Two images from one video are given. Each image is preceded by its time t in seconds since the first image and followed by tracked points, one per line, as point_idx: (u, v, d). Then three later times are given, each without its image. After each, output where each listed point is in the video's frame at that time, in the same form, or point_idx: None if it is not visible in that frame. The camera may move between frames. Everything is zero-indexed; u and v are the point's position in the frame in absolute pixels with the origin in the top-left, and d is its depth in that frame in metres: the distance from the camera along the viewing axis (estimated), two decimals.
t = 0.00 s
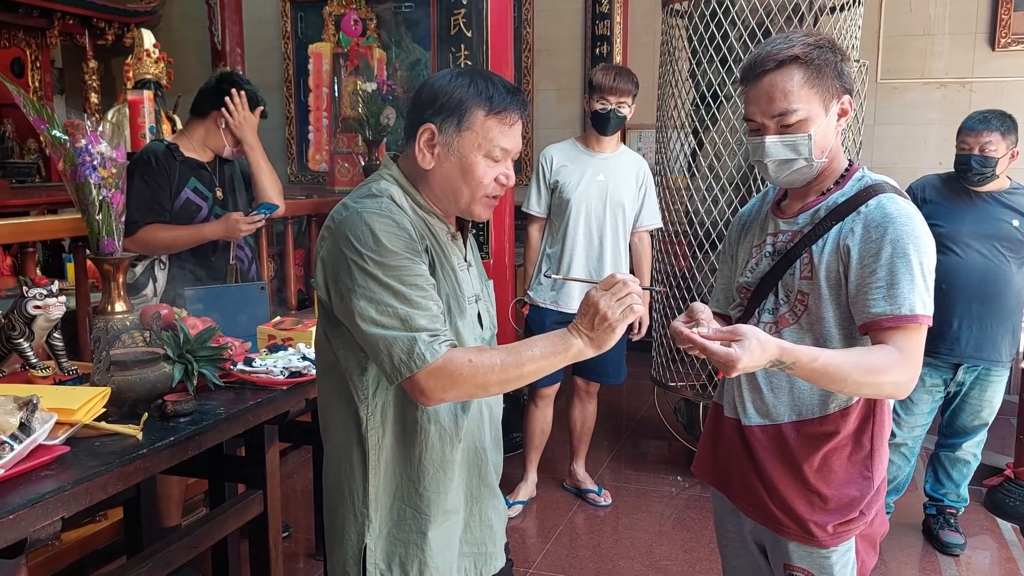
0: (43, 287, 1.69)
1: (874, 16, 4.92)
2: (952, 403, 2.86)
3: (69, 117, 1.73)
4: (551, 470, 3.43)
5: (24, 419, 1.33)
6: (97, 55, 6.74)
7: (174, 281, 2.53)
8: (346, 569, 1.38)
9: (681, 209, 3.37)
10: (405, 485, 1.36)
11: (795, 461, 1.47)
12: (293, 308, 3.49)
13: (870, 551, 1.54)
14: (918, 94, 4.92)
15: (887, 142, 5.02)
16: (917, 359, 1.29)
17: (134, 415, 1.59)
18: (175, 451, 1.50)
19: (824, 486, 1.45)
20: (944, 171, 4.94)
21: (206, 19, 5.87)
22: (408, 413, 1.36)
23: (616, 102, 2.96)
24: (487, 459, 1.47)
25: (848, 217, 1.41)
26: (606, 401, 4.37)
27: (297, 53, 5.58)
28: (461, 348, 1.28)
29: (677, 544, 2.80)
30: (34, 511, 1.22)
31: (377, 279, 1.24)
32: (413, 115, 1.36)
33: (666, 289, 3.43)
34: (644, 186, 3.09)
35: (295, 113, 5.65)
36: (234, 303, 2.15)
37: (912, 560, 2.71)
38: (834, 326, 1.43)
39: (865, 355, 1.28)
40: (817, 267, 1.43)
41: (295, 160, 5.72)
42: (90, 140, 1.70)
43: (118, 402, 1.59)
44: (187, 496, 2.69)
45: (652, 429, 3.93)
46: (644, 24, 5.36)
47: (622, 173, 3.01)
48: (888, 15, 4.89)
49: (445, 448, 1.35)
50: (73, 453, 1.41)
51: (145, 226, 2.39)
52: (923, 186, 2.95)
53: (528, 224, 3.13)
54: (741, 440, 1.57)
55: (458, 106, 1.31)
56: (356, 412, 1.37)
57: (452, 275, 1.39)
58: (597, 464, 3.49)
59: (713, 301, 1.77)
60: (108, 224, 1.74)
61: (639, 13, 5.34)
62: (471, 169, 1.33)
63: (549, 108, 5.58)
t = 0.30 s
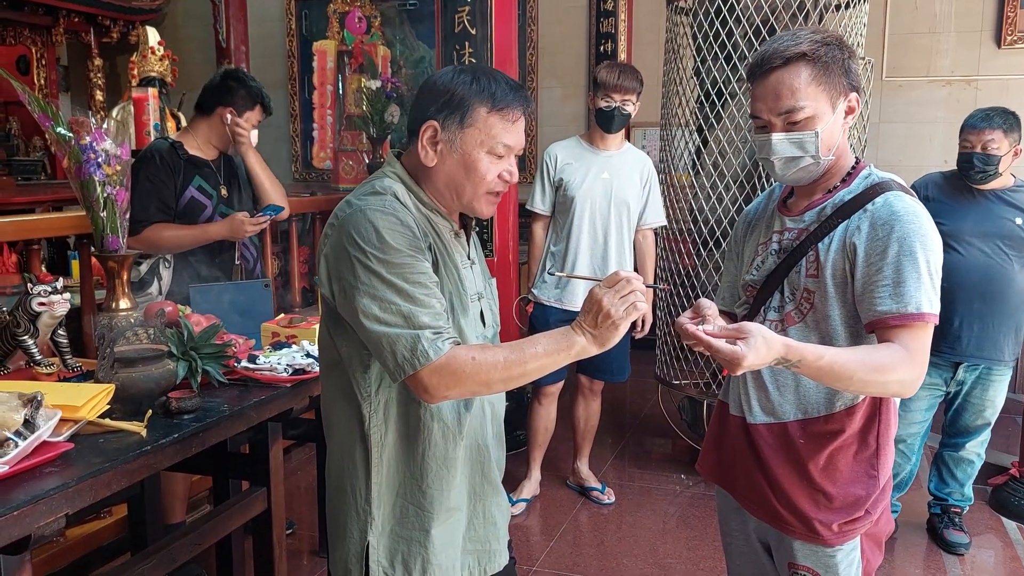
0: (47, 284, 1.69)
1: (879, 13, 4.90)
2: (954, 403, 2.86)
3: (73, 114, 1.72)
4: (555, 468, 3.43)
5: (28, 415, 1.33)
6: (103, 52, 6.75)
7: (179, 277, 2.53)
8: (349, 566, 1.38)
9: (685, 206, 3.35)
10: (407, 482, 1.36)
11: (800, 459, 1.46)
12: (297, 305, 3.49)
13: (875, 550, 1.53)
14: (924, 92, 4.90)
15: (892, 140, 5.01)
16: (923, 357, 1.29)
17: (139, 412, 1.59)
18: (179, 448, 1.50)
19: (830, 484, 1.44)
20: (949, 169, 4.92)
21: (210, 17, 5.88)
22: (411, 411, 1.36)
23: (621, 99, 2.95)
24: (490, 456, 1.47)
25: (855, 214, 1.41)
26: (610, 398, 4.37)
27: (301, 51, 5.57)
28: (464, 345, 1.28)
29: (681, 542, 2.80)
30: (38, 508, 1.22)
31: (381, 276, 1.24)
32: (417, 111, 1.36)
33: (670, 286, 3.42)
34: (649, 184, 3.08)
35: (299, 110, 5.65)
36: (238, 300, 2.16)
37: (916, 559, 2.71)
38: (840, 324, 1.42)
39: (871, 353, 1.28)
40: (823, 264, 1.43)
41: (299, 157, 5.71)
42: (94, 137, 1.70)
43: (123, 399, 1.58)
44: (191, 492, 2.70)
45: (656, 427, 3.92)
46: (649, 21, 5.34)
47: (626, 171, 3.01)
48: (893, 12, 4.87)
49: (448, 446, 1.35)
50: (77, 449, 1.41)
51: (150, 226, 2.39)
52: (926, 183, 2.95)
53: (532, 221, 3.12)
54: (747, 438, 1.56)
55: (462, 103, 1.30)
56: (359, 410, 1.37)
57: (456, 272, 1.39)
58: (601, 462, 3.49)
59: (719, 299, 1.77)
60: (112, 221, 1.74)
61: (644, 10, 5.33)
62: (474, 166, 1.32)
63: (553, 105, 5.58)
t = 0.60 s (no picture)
0: (52, 282, 1.69)
1: (884, 11, 4.89)
2: (953, 405, 2.85)
3: (79, 112, 1.72)
4: (558, 466, 3.43)
5: (33, 412, 1.34)
6: (107, 51, 6.76)
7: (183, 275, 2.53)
8: (352, 565, 1.38)
9: (690, 205, 3.35)
10: (411, 480, 1.36)
11: (804, 458, 1.46)
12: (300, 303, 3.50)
13: (879, 549, 1.53)
14: (929, 90, 4.88)
15: (896, 138, 5.00)
16: (928, 356, 1.28)
17: (143, 409, 1.59)
18: (183, 445, 1.50)
19: (834, 483, 1.44)
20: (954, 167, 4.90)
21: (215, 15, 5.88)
22: (414, 409, 1.36)
23: (625, 97, 2.95)
24: (494, 454, 1.47)
25: (860, 212, 1.40)
26: (614, 397, 4.36)
27: (305, 49, 5.57)
28: (468, 343, 1.28)
29: (684, 541, 2.79)
30: (42, 504, 1.22)
31: (384, 274, 1.23)
32: (421, 109, 1.35)
33: (674, 285, 3.41)
34: (652, 182, 3.08)
35: (303, 108, 5.65)
36: (241, 299, 2.15)
37: (920, 559, 2.70)
38: (845, 323, 1.42)
39: (875, 352, 1.27)
40: (827, 263, 1.42)
41: (303, 155, 5.72)
42: (99, 135, 1.71)
43: (124, 395, 1.59)
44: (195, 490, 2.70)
45: (659, 425, 3.92)
46: (654, 19, 5.34)
47: (630, 169, 3.00)
48: (898, 10, 4.86)
49: (452, 444, 1.35)
50: (81, 447, 1.41)
51: (153, 226, 2.39)
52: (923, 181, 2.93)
53: (536, 219, 3.12)
54: (750, 437, 1.56)
55: (466, 101, 1.30)
56: (362, 408, 1.37)
57: (459, 270, 1.39)
58: (604, 461, 3.49)
59: (723, 297, 1.77)
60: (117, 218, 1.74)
61: (648, 9, 5.32)
62: (478, 164, 1.32)
63: (558, 104, 5.57)
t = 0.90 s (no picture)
0: (53, 280, 1.71)
1: (886, 9, 4.88)
2: (945, 404, 2.84)
3: (80, 110, 1.73)
4: (560, 464, 3.43)
5: (34, 411, 1.34)
6: (109, 49, 6.76)
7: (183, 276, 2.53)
8: (353, 563, 1.38)
9: (692, 203, 3.35)
10: (412, 478, 1.36)
11: (805, 456, 1.46)
12: (302, 301, 3.50)
13: (881, 547, 1.52)
14: (930, 87, 4.87)
15: (898, 136, 4.99)
16: (930, 354, 1.28)
17: (144, 407, 1.59)
18: (184, 443, 1.50)
19: (835, 480, 1.44)
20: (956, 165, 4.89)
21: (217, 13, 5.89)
22: (415, 407, 1.36)
23: (626, 95, 2.93)
24: (495, 452, 1.47)
25: (861, 210, 1.40)
26: (615, 395, 4.36)
27: (307, 47, 5.57)
28: (469, 341, 1.28)
29: (685, 539, 2.79)
30: (43, 503, 1.22)
31: (386, 272, 1.23)
32: (422, 107, 1.35)
33: (675, 283, 3.41)
34: (654, 180, 3.08)
35: (305, 106, 5.65)
36: (243, 295, 2.15)
37: (921, 557, 2.70)
38: (847, 320, 1.41)
39: (877, 349, 1.27)
40: (829, 260, 1.42)
41: (305, 153, 5.72)
42: (99, 133, 1.71)
43: (127, 394, 1.59)
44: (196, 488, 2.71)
45: (661, 423, 3.92)
46: (656, 17, 5.33)
47: (632, 167, 3.00)
48: (900, 8, 4.84)
49: (453, 442, 1.35)
50: (82, 445, 1.42)
51: (152, 226, 2.42)
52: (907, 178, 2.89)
53: (538, 217, 3.12)
54: (752, 435, 1.56)
55: (468, 98, 1.30)
56: (363, 406, 1.37)
57: (461, 269, 1.39)
58: (605, 459, 3.48)
59: (724, 295, 1.76)
60: (118, 217, 1.74)
61: (650, 7, 5.32)
62: (479, 162, 1.32)
63: (559, 102, 5.56)
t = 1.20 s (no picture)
0: (53, 279, 1.70)
1: (887, 7, 4.87)
2: (928, 406, 2.80)
3: (79, 108, 1.72)
4: (561, 463, 3.43)
5: (33, 410, 1.33)
6: (109, 47, 6.76)
7: (181, 274, 2.52)
8: (353, 562, 1.37)
9: (693, 201, 3.34)
10: (413, 478, 1.36)
11: (807, 454, 1.45)
12: (303, 299, 3.50)
13: (882, 546, 1.52)
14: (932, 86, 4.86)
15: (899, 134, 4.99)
16: (931, 352, 1.27)
17: (144, 406, 1.59)
18: (184, 442, 1.50)
19: (837, 479, 1.43)
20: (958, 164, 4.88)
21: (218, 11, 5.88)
22: (416, 406, 1.35)
23: (628, 94, 2.92)
24: (495, 451, 1.46)
25: (863, 208, 1.39)
26: (617, 394, 4.35)
27: (308, 45, 5.56)
28: (470, 340, 1.27)
29: (687, 538, 2.79)
30: (43, 502, 1.22)
31: (387, 271, 1.23)
32: (422, 105, 1.35)
33: (676, 281, 3.40)
34: (655, 178, 3.07)
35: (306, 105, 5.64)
36: (243, 294, 2.14)
37: (922, 555, 2.70)
38: (848, 319, 1.41)
39: (878, 347, 1.26)
40: (830, 259, 1.41)
41: (306, 152, 5.72)
42: (99, 132, 1.70)
43: (127, 393, 1.58)
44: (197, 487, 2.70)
45: (662, 422, 3.91)
46: (657, 15, 5.32)
47: (633, 165, 2.99)
48: (901, 6, 4.83)
49: (454, 442, 1.35)
50: (82, 444, 1.41)
51: (153, 225, 2.42)
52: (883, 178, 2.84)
53: (539, 216, 3.11)
54: (753, 433, 1.55)
55: (468, 97, 1.29)
56: (364, 406, 1.36)
57: (461, 268, 1.38)
58: (607, 457, 3.48)
59: (725, 294, 1.75)
60: (117, 215, 1.74)
61: (652, 5, 5.31)
62: (479, 160, 1.31)
63: (560, 100, 5.55)
